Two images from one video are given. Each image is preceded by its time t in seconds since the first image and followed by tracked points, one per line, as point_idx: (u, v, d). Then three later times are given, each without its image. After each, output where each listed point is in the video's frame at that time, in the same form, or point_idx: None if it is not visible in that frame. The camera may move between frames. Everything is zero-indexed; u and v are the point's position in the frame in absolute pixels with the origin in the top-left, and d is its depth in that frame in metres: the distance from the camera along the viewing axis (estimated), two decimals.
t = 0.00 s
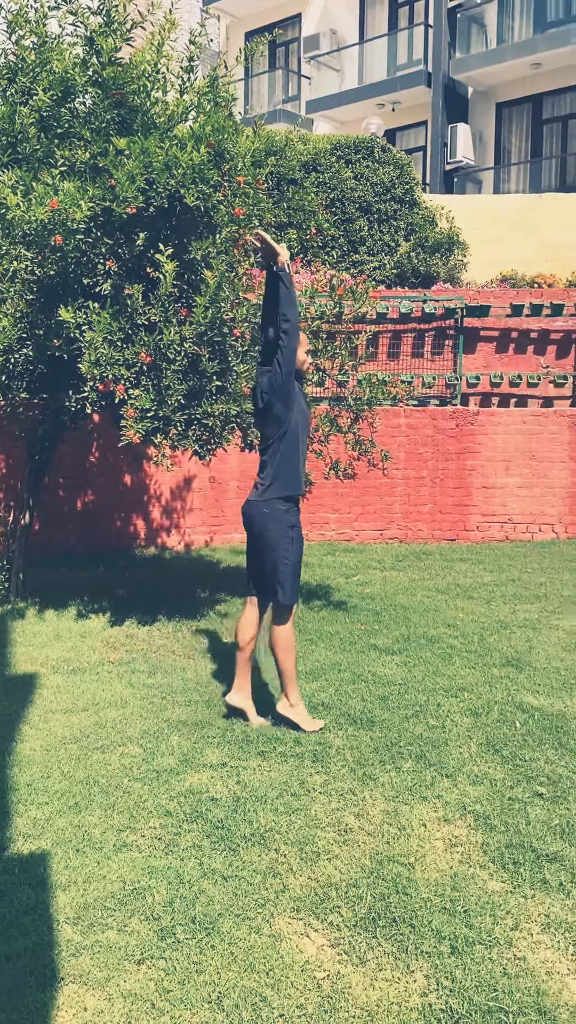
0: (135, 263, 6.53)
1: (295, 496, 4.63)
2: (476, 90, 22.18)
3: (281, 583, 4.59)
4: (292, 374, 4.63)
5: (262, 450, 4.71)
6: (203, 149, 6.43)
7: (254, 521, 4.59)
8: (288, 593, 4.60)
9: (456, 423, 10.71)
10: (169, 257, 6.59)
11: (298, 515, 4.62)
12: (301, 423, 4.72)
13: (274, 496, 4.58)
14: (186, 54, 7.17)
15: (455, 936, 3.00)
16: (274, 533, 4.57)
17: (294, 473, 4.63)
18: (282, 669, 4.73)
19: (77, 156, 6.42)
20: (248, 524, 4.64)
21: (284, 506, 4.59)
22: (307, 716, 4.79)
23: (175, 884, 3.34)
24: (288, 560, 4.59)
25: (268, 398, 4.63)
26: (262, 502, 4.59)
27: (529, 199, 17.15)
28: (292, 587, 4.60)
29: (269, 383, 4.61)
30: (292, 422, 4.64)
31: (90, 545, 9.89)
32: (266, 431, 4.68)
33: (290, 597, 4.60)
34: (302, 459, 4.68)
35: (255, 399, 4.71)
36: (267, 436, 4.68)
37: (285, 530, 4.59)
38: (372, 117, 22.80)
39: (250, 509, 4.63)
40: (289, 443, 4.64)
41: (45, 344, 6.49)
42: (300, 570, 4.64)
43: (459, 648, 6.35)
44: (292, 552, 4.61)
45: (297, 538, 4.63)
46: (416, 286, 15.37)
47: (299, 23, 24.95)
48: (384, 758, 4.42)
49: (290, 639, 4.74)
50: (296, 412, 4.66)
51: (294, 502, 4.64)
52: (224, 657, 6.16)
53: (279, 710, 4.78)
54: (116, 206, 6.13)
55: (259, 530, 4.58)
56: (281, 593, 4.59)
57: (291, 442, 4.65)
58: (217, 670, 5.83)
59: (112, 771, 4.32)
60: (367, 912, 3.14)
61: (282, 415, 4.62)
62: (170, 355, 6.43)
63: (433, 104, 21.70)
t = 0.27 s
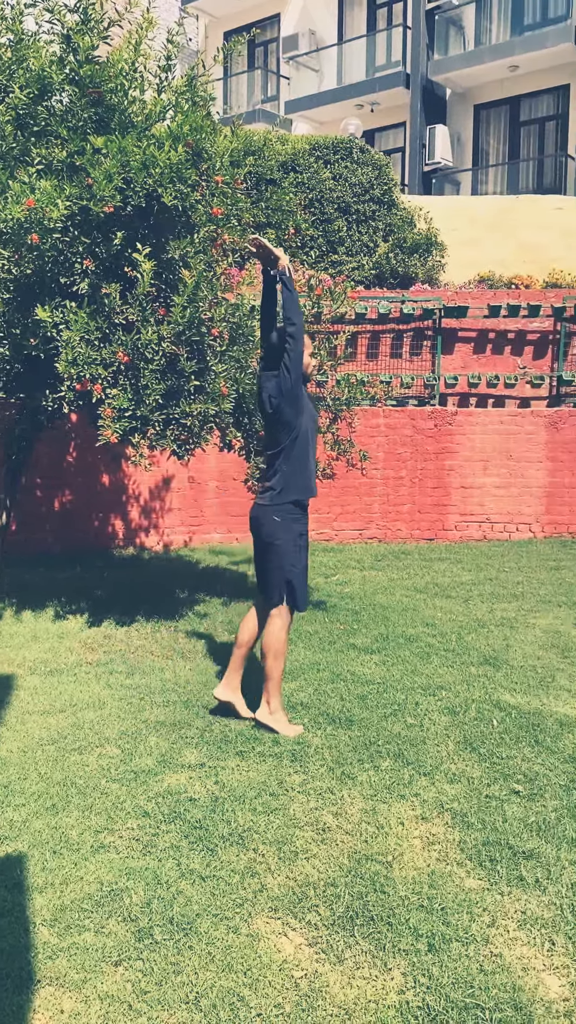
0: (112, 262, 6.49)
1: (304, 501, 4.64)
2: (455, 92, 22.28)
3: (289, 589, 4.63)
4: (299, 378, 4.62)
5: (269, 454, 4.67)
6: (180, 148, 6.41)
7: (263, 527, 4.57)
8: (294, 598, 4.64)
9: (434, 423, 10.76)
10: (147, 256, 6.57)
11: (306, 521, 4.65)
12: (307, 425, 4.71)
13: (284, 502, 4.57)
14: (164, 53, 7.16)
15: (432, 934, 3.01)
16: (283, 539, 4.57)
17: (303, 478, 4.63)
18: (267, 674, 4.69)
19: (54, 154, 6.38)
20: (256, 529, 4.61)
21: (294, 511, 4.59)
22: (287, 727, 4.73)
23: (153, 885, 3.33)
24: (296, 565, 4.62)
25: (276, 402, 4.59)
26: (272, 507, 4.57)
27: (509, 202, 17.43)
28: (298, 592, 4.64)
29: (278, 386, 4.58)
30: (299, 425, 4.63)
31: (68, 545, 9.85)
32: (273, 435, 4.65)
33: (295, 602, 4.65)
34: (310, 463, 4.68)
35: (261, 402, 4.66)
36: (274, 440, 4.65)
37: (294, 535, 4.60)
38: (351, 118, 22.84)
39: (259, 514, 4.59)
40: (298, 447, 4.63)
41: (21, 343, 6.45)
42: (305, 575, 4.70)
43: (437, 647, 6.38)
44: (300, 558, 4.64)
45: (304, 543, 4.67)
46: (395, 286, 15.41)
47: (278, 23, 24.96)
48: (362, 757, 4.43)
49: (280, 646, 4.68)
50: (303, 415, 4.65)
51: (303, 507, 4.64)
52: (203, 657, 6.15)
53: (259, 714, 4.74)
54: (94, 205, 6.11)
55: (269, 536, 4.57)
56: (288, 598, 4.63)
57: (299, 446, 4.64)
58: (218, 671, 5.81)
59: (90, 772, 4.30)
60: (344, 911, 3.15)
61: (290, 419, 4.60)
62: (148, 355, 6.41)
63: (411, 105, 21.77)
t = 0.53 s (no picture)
0: (90, 261, 6.46)
1: (301, 500, 4.66)
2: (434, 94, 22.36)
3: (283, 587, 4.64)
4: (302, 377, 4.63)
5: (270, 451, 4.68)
6: (159, 147, 6.40)
7: (260, 523, 4.60)
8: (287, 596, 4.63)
9: (413, 423, 10.79)
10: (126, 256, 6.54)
11: (302, 520, 4.66)
12: (308, 424, 4.74)
13: (281, 499, 4.59)
14: (142, 52, 7.13)
15: (411, 932, 3.02)
16: (279, 536, 4.59)
17: (302, 476, 4.65)
18: (251, 673, 4.66)
19: (31, 152, 6.33)
20: (253, 525, 4.64)
21: (291, 509, 4.61)
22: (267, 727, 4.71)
23: (131, 887, 3.32)
24: (291, 563, 4.62)
25: (279, 400, 4.59)
26: (270, 503, 4.60)
27: (483, 206, 17.69)
28: (290, 590, 4.62)
29: (280, 384, 4.59)
30: (301, 425, 4.65)
31: (46, 545, 9.79)
32: (274, 432, 4.66)
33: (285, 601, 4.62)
34: (310, 463, 4.71)
35: (263, 399, 4.67)
36: (275, 437, 4.66)
37: (289, 533, 4.62)
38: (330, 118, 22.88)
39: (257, 509, 4.63)
40: (298, 446, 4.66)
41: None
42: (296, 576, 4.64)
43: (417, 645, 6.40)
44: (295, 556, 4.65)
45: (299, 542, 4.67)
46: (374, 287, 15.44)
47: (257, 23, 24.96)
48: (341, 756, 4.43)
49: (266, 645, 4.64)
50: (304, 415, 4.67)
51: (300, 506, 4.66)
52: (182, 658, 6.14)
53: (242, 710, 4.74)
54: (71, 203, 6.09)
55: (265, 532, 4.59)
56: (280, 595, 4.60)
57: (299, 445, 4.66)
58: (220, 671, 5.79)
59: (68, 773, 4.27)
60: (323, 910, 3.15)
61: (292, 417, 4.62)
62: (126, 354, 6.39)
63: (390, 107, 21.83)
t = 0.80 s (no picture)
0: (69, 260, 6.43)
1: (304, 495, 4.72)
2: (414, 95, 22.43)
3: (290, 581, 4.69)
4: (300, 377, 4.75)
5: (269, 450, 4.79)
6: (138, 147, 6.38)
7: (264, 519, 4.65)
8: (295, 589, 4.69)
9: (393, 424, 10.82)
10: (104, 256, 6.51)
11: (306, 513, 4.71)
12: (308, 422, 4.83)
13: (284, 494, 4.65)
14: (122, 51, 7.10)
15: (390, 932, 3.03)
16: (284, 531, 4.65)
17: (303, 472, 4.72)
18: (261, 663, 4.76)
19: (9, 151, 6.27)
20: (257, 522, 4.70)
21: (294, 505, 4.66)
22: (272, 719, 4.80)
23: (110, 889, 3.30)
24: (297, 558, 4.68)
25: (276, 399, 4.72)
26: (272, 500, 4.65)
27: (463, 204, 17.25)
28: (298, 583, 4.69)
29: (278, 384, 4.71)
30: (299, 423, 4.74)
31: (25, 546, 9.73)
32: (273, 431, 4.77)
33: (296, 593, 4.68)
34: (310, 459, 4.78)
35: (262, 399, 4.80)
36: (274, 436, 4.76)
37: (295, 527, 4.67)
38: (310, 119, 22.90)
39: (259, 507, 4.69)
40: (298, 443, 4.74)
41: None
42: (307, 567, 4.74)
43: (397, 646, 6.42)
44: (301, 550, 4.70)
45: (305, 536, 4.73)
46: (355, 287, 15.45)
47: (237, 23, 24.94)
48: (322, 757, 4.43)
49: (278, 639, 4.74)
50: (303, 413, 4.77)
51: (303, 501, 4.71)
52: (162, 659, 6.12)
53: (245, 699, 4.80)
54: (50, 202, 6.06)
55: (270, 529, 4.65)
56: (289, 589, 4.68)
57: (299, 443, 4.75)
58: (221, 671, 5.78)
59: (46, 776, 4.25)
60: (303, 910, 3.15)
61: (290, 416, 4.73)
62: (105, 354, 6.36)
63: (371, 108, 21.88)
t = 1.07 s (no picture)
0: (49, 261, 6.40)
1: (306, 494, 4.80)
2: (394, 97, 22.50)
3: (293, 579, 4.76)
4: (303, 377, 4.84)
5: (271, 449, 4.87)
6: (118, 147, 6.37)
7: (266, 519, 4.74)
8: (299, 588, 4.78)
9: (374, 425, 10.87)
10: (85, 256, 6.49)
11: (308, 513, 4.80)
12: (310, 422, 4.91)
13: (288, 493, 4.73)
14: (102, 51, 7.08)
15: (371, 932, 3.03)
16: (287, 530, 4.73)
17: (305, 472, 4.80)
18: (295, 664, 4.88)
19: None
20: (260, 522, 4.77)
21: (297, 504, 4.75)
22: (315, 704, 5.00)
23: (91, 892, 3.29)
24: (300, 557, 4.77)
25: (279, 398, 4.80)
26: (274, 500, 4.73)
27: (444, 206, 17.29)
28: (301, 583, 4.78)
29: (282, 383, 4.80)
30: (302, 423, 4.81)
31: (5, 548, 9.67)
32: (275, 430, 4.85)
33: (300, 592, 4.77)
34: (312, 458, 4.87)
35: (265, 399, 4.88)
36: (277, 436, 4.85)
37: (297, 527, 4.76)
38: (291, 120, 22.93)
39: (262, 506, 4.76)
40: (300, 442, 4.82)
41: None
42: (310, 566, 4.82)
43: (378, 646, 6.43)
44: (303, 549, 4.79)
45: (308, 535, 4.82)
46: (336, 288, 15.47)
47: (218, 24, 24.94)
48: (303, 757, 4.44)
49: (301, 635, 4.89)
50: (306, 413, 4.84)
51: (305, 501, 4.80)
52: (143, 661, 6.10)
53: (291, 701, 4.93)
54: (29, 202, 6.03)
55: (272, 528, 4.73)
56: (293, 587, 4.76)
57: (301, 442, 4.83)
58: (218, 671, 5.79)
59: (26, 779, 4.22)
60: (284, 911, 3.15)
61: (293, 415, 4.80)
62: (85, 355, 6.33)
63: (351, 110, 21.93)
